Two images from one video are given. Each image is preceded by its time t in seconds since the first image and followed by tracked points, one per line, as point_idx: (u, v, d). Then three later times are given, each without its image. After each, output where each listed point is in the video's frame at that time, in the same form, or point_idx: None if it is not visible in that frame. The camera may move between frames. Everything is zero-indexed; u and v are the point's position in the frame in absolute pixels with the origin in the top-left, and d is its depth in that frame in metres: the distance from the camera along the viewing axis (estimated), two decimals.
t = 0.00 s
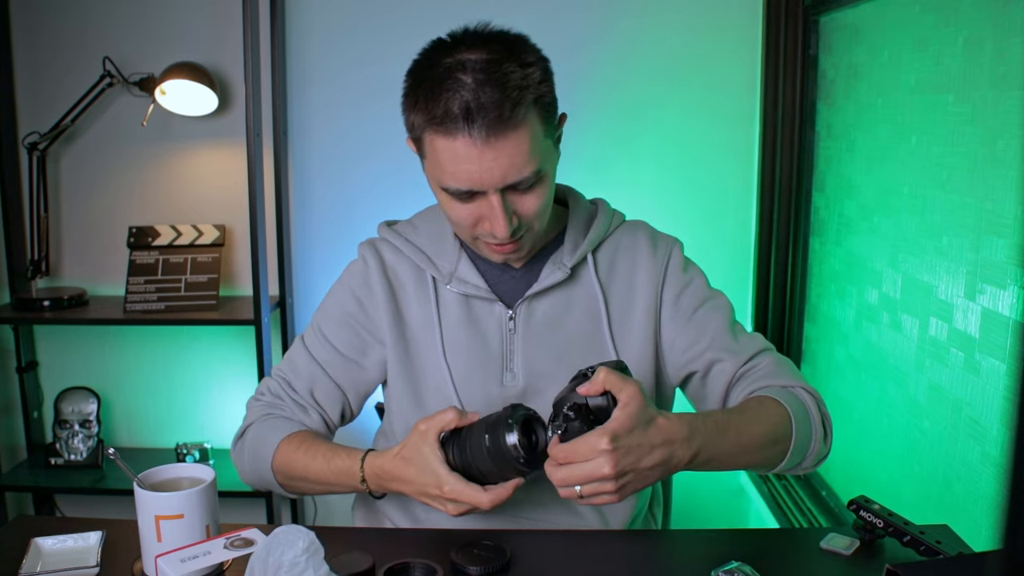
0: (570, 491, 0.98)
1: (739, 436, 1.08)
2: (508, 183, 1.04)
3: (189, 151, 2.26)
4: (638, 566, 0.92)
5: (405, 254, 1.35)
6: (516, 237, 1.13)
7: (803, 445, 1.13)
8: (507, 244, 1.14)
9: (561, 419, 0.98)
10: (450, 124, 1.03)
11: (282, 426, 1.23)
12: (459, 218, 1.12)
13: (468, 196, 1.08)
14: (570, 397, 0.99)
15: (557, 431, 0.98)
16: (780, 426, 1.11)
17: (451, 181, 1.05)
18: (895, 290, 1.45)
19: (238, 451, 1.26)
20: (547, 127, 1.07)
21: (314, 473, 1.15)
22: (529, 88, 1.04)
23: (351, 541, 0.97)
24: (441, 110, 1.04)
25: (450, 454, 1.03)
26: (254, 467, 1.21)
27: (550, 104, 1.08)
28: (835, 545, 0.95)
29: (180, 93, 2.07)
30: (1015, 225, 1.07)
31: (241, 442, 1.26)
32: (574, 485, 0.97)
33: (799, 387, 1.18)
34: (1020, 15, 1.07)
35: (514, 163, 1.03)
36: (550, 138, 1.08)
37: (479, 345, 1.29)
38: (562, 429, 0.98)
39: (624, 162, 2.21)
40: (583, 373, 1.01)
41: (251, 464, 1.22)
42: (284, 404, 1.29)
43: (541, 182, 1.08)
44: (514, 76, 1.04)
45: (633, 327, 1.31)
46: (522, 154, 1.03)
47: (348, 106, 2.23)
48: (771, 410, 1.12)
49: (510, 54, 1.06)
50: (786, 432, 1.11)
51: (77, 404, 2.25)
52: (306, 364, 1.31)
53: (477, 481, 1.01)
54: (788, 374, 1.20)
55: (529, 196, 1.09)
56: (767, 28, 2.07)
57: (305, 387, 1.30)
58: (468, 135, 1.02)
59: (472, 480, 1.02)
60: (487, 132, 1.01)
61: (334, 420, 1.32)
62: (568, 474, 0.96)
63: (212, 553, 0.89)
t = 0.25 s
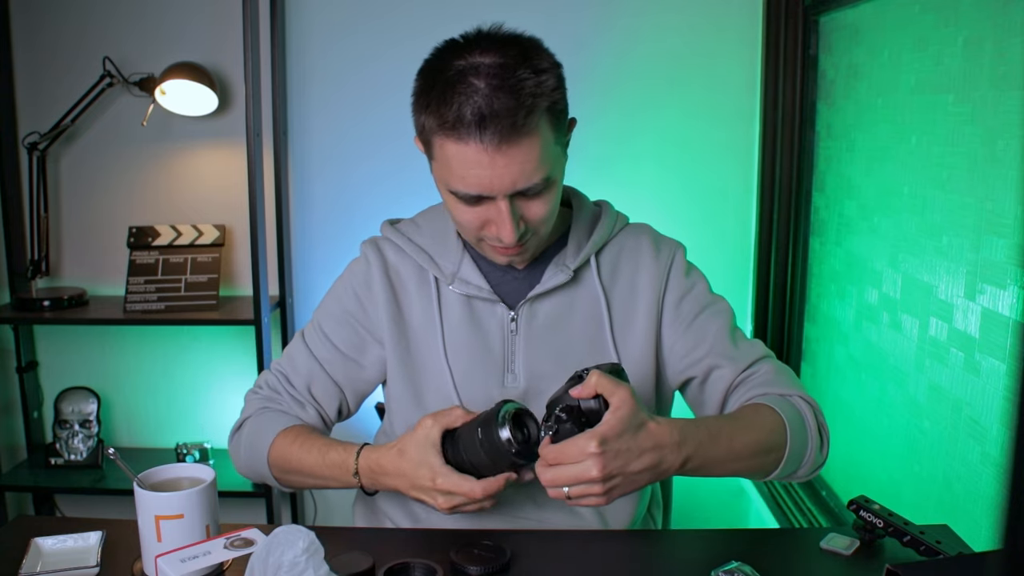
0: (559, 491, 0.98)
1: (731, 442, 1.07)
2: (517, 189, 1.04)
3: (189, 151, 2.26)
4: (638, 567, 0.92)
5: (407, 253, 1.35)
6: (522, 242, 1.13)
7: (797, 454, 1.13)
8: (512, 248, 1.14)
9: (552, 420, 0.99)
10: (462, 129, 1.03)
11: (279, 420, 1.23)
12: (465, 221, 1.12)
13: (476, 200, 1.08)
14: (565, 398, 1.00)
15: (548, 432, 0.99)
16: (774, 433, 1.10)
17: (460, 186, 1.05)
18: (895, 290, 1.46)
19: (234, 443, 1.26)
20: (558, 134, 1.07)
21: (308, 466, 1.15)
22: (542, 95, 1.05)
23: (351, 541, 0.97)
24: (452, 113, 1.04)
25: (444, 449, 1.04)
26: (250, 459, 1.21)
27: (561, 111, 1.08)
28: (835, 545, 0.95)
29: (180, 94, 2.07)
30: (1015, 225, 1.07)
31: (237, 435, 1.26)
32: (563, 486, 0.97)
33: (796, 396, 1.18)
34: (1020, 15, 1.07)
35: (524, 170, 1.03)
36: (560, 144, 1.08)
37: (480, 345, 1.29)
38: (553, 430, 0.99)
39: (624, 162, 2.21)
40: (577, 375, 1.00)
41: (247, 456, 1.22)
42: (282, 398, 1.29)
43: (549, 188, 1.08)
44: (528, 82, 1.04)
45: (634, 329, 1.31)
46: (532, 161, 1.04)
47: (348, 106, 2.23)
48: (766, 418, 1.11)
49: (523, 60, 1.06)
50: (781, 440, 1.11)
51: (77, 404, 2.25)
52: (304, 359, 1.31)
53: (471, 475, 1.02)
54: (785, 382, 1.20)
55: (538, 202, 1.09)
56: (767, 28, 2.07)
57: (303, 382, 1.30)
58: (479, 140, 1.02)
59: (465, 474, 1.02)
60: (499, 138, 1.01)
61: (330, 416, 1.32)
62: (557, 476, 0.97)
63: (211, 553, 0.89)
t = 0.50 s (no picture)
0: (558, 497, 0.98)
1: (730, 447, 1.07)
2: (523, 189, 1.04)
3: (189, 151, 2.26)
4: (638, 567, 0.92)
5: (409, 252, 1.35)
6: (526, 242, 1.13)
7: (797, 457, 1.13)
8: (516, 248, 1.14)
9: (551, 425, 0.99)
10: (469, 128, 1.03)
11: (278, 419, 1.23)
12: (470, 221, 1.12)
13: (482, 200, 1.08)
14: (563, 404, 1.00)
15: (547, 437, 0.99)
16: (773, 437, 1.10)
17: (467, 185, 1.05)
18: (895, 290, 1.46)
19: (232, 440, 1.26)
20: (564, 134, 1.08)
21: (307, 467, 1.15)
22: (549, 95, 1.05)
23: (351, 541, 0.97)
24: (460, 112, 1.04)
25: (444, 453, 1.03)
26: (248, 457, 1.21)
27: (567, 111, 1.08)
28: (835, 545, 0.95)
29: (180, 94, 2.07)
30: (1015, 225, 1.07)
31: (235, 432, 1.26)
32: (561, 490, 0.97)
33: (795, 399, 1.18)
34: (1020, 15, 1.07)
35: (531, 170, 1.03)
36: (566, 144, 1.09)
37: (480, 345, 1.29)
38: (552, 436, 0.99)
39: (624, 161, 2.21)
40: (576, 380, 1.01)
41: (245, 455, 1.22)
42: (280, 397, 1.29)
43: (555, 188, 1.08)
44: (535, 82, 1.04)
45: (635, 330, 1.31)
46: (539, 161, 1.04)
47: (349, 107, 2.23)
48: (765, 423, 1.11)
49: (531, 60, 1.07)
50: (780, 444, 1.11)
51: (77, 404, 2.25)
52: (303, 358, 1.31)
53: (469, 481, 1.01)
54: (785, 385, 1.20)
55: (543, 202, 1.09)
56: (766, 28, 2.07)
57: (302, 381, 1.30)
58: (487, 140, 1.02)
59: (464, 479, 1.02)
60: (506, 137, 1.01)
61: (328, 414, 1.32)
62: (556, 479, 0.97)
63: (211, 553, 0.89)
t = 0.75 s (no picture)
0: (551, 490, 0.98)
1: (727, 451, 1.07)
2: (518, 189, 1.04)
3: (189, 151, 2.26)
4: (638, 566, 0.92)
5: (409, 250, 1.35)
6: (523, 242, 1.13)
7: (794, 460, 1.13)
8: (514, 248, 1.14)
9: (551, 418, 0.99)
10: (462, 129, 1.03)
11: (276, 413, 1.23)
12: (467, 222, 1.12)
13: (478, 201, 1.08)
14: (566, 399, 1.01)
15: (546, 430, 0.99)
16: (770, 440, 1.10)
17: (461, 186, 1.05)
18: (895, 290, 1.45)
19: (229, 434, 1.26)
20: (559, 133, 1.07)
21: (306, 461, 1.15)
22: (542, 94, 1.05)
23: (351, 541, 0.97)
24: (452, 114, 1.04)
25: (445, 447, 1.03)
26: (244, 451, 1.21)
27: (561, 110, 1.08)
28: (835, 545, 0.95)
29: (180, 94, 2.07)
30: (1015, 225, 1.07)
31: (233, 426, 1.26)
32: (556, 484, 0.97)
33: (794, 402, 1.17)
34: (1020, 15, 1.07)
35: (524, 169, 1.03)
36: (560, 143, 1.08)
37: (480, 345, 1.29)
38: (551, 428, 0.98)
39: (624, 162, 2.21)
40: (580, 377, 1.02)
41: (242, 449, 1.22)
42: (279, 391, 1.29)
43: (550, 187, 1.08)
44: (527, 82, 1.04)
45: (635, 331, 1.31)
46: (533, 161, 1.04)
47: (349, 107, 2.23)
48: (762, 426, 1.11)
49: (523, 59, 1.06)
50: (777, 447, 1.11)
51: (77, 404, 2.25)
52: (303, 353, 1.31)
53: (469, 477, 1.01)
54: (783, 388, 1.20)
55: (538, 202, 1.09)
56: (766, 28, 2.07)
57: (301, 376, 1.30)
58: (480, 140, 1.02)
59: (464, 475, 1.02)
60: (499, 137, 1.01)
61: (326, 410, 1.32)
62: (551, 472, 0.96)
63: (211, 553, 0.89)
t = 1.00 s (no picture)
0: (543, 482, 0.97)
1: (724, 455, 1.07)
2: (499, 188, 1.04)
3: (189, 151, 2.26)
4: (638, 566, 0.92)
5: (410, 247, 1.35)
6: (511, 242, 1.13)
7: (791, 463, 1.13)
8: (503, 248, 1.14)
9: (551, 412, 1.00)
10: (440, 131, 1.03)
11: (273, 406, 1.23)
12: (455, 223, 1.12)
13: (461, 202, 1.08)
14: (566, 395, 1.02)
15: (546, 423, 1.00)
16: (768, 444, 1.10)
17: (443, 187, 1.06)
18: (895, 290, 1.46)
19: (225, 426, 1.26)
20: (540, 132, 1.07)
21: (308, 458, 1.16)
22: (519, 93, 1.04)
23: (350, 541, 0.97)
24: (430, 116, 1.04)
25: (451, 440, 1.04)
26: (241, 444, 1.21)
27: (542, 109, 1.08)
28: (835, 545, 0.95)
29: (180, 94, 2.07)
30: (1015, 225, 1.07)
31: (229, 418, 1.26)
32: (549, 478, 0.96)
33: (791, 406, 1.17)
34: (1020, 15, 1.07)
35: (504, 168, 1.03)
36: (543, 142, 1.08)
37: (479, 345, 1.29)
38: (551, 421, 0.99)
39: (624, 162, 2.21)
40: (584, 374, 1.03)
41: (238, 442, 1.21)
42: (276, 384, 1.28)
43: (534, 186, 1.08)
44: (503, 81, 1.04)
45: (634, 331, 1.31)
46: (512, 160, 1.03)
47: (348, 107, 2.23)
48: (759, 430, 1.11)
49: (501, 60, 1.06)
50: (774, 451, 1.11)
51: (77, 404, 2.25)
52: (300, 345, 1.31)
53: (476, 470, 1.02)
54: (780, 391, 1.19)
55: (523, 201, 1.09)
56: (766, 27, 2.07)
57: (298, 369, 1.30)
58: (457, 141, 1.02)
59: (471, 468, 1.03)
60: (475, 137, 1.01)
61: (323, 404, 1.32)
62: (546, 464, 0.96)
63: (211, 553, 0.89)
